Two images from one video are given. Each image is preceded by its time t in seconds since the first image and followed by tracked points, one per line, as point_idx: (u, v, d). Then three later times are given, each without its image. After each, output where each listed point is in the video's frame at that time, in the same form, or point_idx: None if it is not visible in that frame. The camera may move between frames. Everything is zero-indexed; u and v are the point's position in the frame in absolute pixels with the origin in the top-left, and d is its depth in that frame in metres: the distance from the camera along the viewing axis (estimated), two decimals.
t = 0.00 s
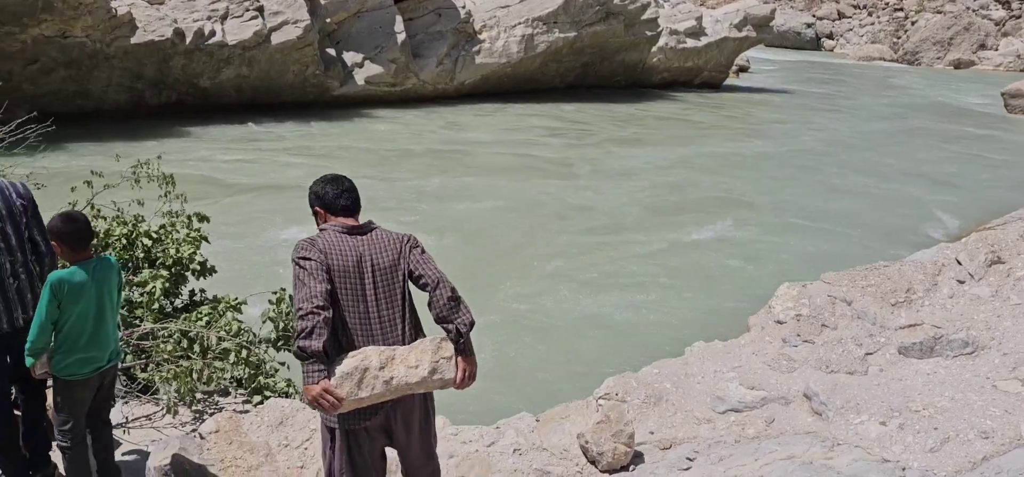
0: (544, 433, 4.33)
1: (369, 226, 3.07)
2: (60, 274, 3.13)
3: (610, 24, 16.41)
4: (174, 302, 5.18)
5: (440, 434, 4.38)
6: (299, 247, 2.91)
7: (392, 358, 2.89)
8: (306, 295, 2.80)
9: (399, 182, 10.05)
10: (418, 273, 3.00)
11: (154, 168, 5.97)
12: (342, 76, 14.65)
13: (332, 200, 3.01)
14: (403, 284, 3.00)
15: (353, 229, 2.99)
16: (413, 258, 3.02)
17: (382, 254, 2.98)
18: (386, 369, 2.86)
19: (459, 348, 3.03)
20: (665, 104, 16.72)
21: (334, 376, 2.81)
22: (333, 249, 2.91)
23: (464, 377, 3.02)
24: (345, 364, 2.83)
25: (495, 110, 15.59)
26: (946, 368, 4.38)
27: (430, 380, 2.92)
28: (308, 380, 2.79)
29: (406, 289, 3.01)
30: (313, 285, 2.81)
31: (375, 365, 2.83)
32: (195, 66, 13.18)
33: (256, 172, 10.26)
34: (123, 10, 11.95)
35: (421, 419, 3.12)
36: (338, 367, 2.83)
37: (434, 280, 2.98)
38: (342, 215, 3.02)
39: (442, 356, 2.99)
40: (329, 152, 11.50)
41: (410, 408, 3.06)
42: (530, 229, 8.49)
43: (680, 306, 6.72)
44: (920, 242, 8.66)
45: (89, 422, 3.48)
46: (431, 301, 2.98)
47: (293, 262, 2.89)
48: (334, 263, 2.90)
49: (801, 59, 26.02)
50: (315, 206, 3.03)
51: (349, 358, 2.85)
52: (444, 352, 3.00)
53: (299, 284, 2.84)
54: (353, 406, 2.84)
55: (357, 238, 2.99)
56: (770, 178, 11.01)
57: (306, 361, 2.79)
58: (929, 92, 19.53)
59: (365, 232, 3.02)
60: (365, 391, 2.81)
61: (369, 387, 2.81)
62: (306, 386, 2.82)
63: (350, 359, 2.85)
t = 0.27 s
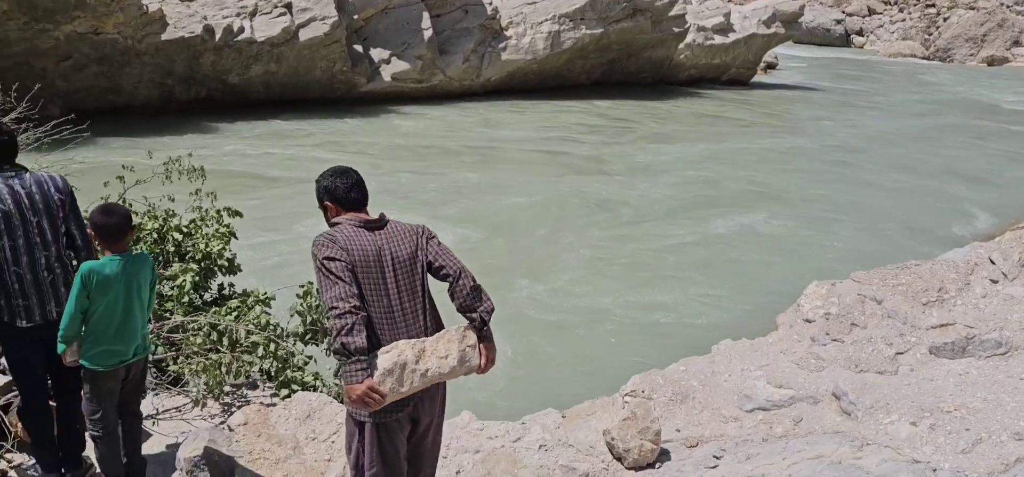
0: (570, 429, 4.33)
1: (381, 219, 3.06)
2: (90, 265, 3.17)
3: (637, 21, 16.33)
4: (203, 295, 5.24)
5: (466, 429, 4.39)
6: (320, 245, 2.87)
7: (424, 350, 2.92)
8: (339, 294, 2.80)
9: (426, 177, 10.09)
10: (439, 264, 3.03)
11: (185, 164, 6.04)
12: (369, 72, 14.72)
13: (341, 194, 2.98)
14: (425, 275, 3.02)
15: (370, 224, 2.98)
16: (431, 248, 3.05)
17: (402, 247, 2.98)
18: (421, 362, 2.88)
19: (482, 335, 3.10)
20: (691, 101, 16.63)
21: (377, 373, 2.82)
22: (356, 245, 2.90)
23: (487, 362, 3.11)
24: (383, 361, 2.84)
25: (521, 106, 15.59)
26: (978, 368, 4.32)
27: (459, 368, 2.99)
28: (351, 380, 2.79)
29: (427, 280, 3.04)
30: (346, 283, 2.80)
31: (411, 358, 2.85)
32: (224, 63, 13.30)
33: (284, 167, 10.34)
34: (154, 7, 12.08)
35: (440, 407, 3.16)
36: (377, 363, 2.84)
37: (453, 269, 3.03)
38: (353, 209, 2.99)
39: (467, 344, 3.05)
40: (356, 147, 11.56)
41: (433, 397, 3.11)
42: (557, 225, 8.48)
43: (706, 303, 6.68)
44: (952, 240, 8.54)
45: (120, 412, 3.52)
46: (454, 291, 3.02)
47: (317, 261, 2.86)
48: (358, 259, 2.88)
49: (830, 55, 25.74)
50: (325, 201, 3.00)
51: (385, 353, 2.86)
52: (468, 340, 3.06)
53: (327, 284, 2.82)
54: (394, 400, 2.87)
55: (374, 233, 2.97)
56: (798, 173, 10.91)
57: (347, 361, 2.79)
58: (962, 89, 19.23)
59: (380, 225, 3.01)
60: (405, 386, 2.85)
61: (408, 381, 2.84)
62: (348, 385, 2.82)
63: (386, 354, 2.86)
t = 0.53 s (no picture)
0: (600, 425, 4.33)
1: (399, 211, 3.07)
2: (120, 252, 3.26)
3: (668, 17, 16.25)
4: (237, 289, 5.30)
5: (497, 424, 4.40)
6: (350, 236, 2.86)
7: (454, 336, 2.94)
8: (376, 283, 2.81)
9: (457, 174, 10.13)
10: (460, 253, 3.08)
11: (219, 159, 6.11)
12: (400, 69, 14.80)
13: (360, 186, 2.97)
14: (447, 265, 3.06)
15: (392, 215, 2.99)
16: (450, 238, 3.09)
17: (425, 237, 3.01)
18: (454, 348, 2.91)
19: (500, 322, 3.17)
20: (723, 98, 16.52)
21: (419, 359, 2.82)
22: (384, 235, 2.90)
23: (503, 349, 3.18)
24: (420, 347, 2.87)
25: (552, 103, 15.59)
26: (1018, 369, 4.24)
27: (484, 353, 3.04)
28: (396, 366, 2.79)
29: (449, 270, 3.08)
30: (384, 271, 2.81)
31: (446, 344, 2.89)
32: (257, 60, 13.44)
33: (317, 163, 10.44)
34: (189, 4, 12.23)
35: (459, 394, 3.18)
36: (417, 350, 2.85)
37: (473, 258, 3.09)
38: (372, 201, 3.00)
39: (489, 331, 3.10)
40: (388, 144, 11.63)
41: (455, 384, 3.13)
42: (588, 221, 8.47)
43: (738, 301, 6.64)
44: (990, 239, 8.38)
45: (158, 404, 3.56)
46: (475, 280, 3.07)
47: (349, 252, 2.84)
48: (388, 248, 2.89)
49: (865, 53, 25.42)
50: (343, 194, 2.99)
51: (421, 340, 2.88)
52: (489, 327, 3.10)
53: (362, 274, 2.82)
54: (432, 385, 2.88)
55: (398, 224, 2.99)
56: (831, 171, 10.79)
57: (391, 348, 2.79)
58: (1001, 87, 18.88)
59: (402, 217, 3.03)
60: (443, 372, 2.89)
61: (444, 366, 2.88)
62: (390, 372, 2.81)
63: (421, 341, 2.88)
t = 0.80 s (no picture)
0: (633, 425, 4.31)
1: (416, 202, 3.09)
2: (157, 247, 3.33)
3: (702, 16, 16.15)
4: (272, 286, 5.35)
5: (529, 422, 4.41)
6: (377, 228, 2.85)
7: (479, 321, 2.97)
8: (407, 274, 2.79)
9: (489, 173, 10.15)
10: (480, 240, 3.11)
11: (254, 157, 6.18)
12: (433, 67, 14.86)
13: (379, 178, 2.99)
14: (467, 254, 3.08)
15: (414, 206, 3.00)
16: (469, 227, 3.12)
17: (446, 226, 3.03)
18: (481, 333, 2.94)
19: (518, 304, 3.20)
20: (756, 98, 16.38)
21: (453, 348, 2.83)
22: (409, 225, 2.91)
23: (523, 329, 3.21)
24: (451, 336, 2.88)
25: (583, 102, 15.56)
26: None
27: (507, 337, 3.07)
28: (433, 354, 2.78)
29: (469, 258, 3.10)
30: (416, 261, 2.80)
31: (475, 330, 2.92)
32: (291, 58, 13.57)
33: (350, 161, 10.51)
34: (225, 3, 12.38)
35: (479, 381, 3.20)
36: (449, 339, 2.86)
37: (493, 244, 3.11)
38: (392, 193, 3.01)
39: (508, 314, 3.12)
40: (421, 142, 11.69)
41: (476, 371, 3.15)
42: (620, 220, 8.45)
43: (772, 301, 6.58)
44: None
45: (194, 397, 3.55)
46: (495, 267, 3.10)
47: (378, 244, 2.83)
48: (414, 239, 2.90)
49: (903, 51, 25.04)
50: (362, 187, 2.99)
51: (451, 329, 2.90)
52: (510, 311, 3.13)
53: (393, 265, 2.81)
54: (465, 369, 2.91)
55: (420, 215, 3.00)
56: (868, 171, 10.65)
57: (428, 338, 2.78)
58: None
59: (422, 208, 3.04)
60: (473, 358, 2.92)
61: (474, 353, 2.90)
62: (426, 362, 2.80)
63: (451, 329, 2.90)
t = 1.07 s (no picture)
0: (667, 427, 4.29)
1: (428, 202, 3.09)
2: (195, 245, 3.38)
3: (737, 15, 16.03)
4: (307, 282, 5.40)
5: (563, 422, 4.41)
6: (399, 231, 2.84)
7: (505, 314, 3.09)
8: (435, 274, 2.78)
9: (523, 173, 10.16)
10: (493, 234, 3.12)
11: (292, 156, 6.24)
12: (467, 67, 14.91)
13: (390, 179, 2.99)
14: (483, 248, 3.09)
15: (428, 205, 3.00)
16: (481, 221, 3.13)
17: (461, 222, 3.04)
18: (509, 326, 3.06)
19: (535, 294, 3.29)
20: (792, 97, 16.22)
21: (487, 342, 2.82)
22: (428, 225, 2.90)
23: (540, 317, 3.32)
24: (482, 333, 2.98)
25: (617, 102, 15.51)
26: None
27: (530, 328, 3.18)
28: (470, 351, 2.77)
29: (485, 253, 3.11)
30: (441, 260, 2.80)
31: (502, 324, 3.03)
32: (326, 58, 13.68)
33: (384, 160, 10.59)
34: (262, 3, 12.53)
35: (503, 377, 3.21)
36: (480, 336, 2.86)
37: (510, 238, 3.15)
38: (404, 195, 3.01)
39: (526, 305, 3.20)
40: (455, 142, 11.74)
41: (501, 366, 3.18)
42: (655, 221, 8.42)
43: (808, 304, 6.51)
44: None
45: (234, 392, 3.60)
46: (512, 261, 3.16)
47: (402, 247, 2.82)
48: (436, 238, 2.90)
49: (944, 50, 24.60)
50: (376, 190, 2.98)
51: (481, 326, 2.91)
52: (529, 302, 3.22)
53: (419, 266, 2.80)
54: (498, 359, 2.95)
55: (435, 214, 3.00)
56: (907, 172, 10.50)
57: (464, 336, 2.76)
58: None
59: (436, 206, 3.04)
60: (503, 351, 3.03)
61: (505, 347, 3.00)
62: (463, 359, 2.79)
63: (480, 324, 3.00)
